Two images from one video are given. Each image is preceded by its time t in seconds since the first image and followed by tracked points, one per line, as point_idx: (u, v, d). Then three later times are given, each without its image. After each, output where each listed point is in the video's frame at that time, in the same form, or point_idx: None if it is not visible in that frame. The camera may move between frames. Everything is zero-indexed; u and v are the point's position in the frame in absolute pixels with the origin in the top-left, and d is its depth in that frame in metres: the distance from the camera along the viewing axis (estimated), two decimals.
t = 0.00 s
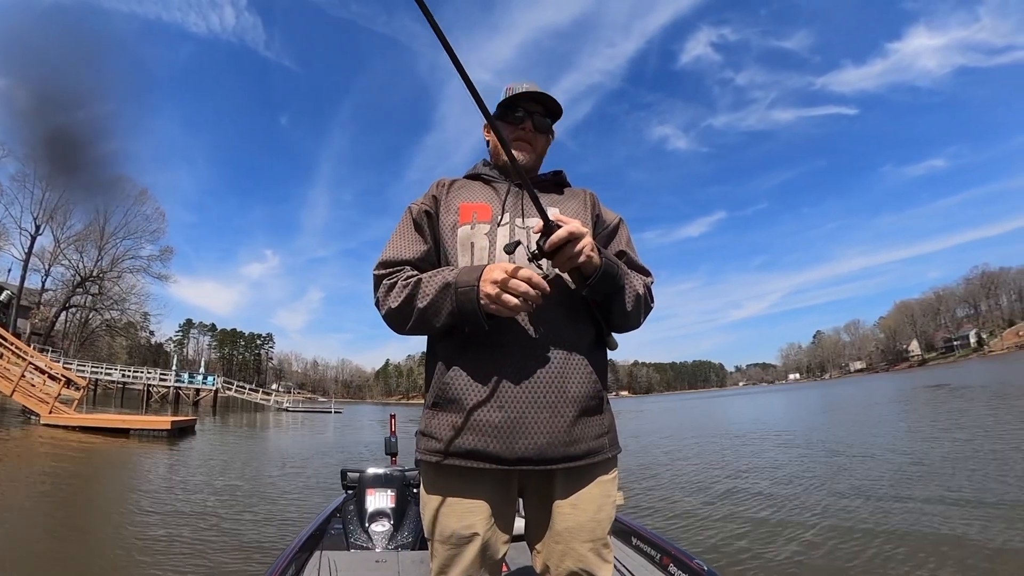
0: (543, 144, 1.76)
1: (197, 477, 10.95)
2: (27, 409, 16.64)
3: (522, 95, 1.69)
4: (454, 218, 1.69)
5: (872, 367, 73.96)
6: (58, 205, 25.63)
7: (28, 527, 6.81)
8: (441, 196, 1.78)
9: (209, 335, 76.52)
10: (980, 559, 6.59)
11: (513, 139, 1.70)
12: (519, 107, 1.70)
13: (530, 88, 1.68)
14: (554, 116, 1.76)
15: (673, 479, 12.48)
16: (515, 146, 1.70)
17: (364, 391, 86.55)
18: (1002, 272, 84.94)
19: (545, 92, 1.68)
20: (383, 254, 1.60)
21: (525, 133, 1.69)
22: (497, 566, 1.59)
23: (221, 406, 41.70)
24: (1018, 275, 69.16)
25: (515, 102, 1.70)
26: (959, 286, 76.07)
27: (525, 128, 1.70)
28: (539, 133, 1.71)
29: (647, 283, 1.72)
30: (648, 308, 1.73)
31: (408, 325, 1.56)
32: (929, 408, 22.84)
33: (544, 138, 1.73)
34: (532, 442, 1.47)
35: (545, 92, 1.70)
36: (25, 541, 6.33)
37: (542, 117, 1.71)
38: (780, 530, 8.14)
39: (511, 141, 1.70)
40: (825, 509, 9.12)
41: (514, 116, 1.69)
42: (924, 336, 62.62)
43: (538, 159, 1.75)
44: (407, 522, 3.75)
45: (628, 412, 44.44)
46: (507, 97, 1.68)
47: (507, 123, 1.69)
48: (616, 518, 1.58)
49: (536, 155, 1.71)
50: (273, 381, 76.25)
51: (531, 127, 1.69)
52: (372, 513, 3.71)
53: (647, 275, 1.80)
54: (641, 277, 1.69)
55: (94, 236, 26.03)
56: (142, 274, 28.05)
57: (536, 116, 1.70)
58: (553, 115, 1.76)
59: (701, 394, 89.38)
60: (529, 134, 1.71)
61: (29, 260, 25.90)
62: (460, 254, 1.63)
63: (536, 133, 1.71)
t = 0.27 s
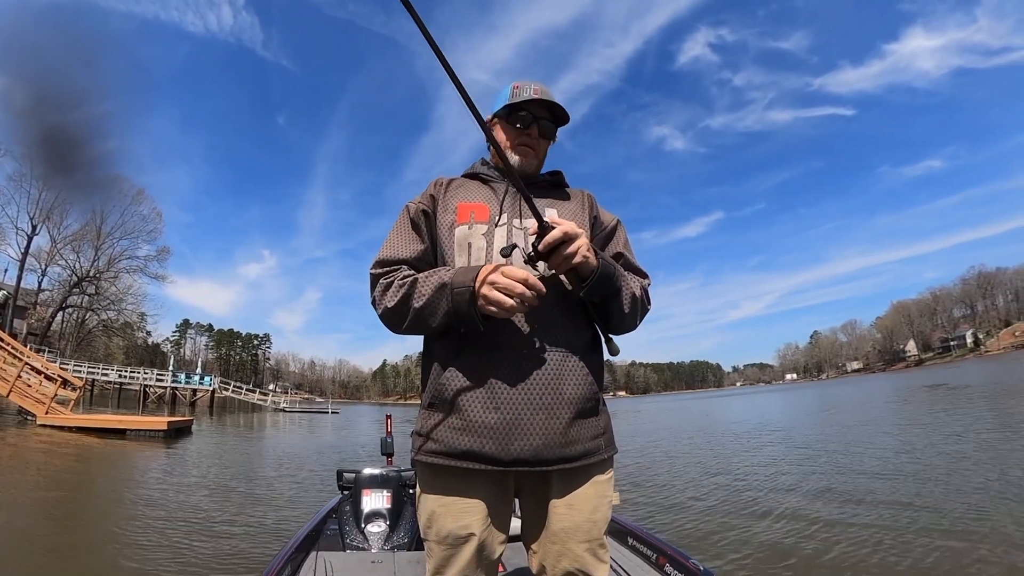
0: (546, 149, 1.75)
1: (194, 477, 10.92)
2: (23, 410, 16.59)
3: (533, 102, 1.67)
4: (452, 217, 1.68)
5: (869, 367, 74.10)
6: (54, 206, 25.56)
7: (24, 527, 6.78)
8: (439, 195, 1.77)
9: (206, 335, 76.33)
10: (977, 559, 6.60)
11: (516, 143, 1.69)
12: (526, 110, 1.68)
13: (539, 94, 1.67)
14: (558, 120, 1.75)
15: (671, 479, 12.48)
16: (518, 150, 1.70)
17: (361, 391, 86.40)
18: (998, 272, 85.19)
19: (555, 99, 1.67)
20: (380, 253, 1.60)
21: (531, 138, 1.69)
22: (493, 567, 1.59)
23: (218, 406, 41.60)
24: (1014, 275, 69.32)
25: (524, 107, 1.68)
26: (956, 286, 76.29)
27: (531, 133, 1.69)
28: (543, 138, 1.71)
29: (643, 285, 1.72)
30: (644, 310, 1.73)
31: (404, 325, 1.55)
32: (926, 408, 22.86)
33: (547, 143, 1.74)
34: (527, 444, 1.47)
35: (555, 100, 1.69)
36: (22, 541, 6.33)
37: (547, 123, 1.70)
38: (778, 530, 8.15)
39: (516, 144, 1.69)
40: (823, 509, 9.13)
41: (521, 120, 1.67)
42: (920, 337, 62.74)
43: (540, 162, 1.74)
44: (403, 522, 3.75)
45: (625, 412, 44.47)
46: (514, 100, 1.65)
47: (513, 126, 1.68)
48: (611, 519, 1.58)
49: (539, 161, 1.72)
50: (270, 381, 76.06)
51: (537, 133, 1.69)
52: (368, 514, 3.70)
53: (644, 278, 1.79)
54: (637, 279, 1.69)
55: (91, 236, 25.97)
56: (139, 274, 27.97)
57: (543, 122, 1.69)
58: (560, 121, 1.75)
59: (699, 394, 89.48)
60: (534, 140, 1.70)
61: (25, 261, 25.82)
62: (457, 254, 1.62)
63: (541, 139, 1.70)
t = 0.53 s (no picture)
0: (547, 149, 1.75)
1: (191, 478, 10.88)
2: (19, 410, 16.53)
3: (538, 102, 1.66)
4: (450, 217, 1.68)
5: (866, 367, 74.25)
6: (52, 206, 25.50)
7: (21, 528, 6.77)
8: (437, 194, 1.77)
9: (203, 335, 76.14)
10: (974, 559, 6.62)
11: (518, 144, 1.69)
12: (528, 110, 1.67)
13: (543, 94, 1.66)
14: (562, 123, 1.75)
15: (670, 479, 12.49)
16: (519, 151, 1.69)
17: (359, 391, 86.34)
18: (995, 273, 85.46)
19: (559, 102, 1.67)
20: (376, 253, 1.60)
21: (532, 140, 1.69)
22: (489, 567, 1.58)
23: (215, 406, 41.49)
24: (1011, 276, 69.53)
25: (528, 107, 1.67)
26: (953, 287, 76.47)
27: (533, 135, 1.69)
28: (545, 140, 1.71)
29: (640, 288, 1.71)
30: (641, 312, 1.71)
31: (401, 325, 1.55)
32: (923, 408, 22.91)
33: (548, 144, 1.73)
34: (523, 446, 1.47)
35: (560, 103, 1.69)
36: (20, 541, 6.32)
37: (550, 124, 1.70)
38: (775, 529, 8.17)
39: (518, 145, 1.69)
40: (821, 509, 9.15)
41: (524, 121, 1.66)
42: (917, 337, 62.87)
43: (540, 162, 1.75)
44: (400, 523, 3.74)
45: (623, 412, 44.50)
46: (516, 100, 1.64)
47: (515, 126, 1.67)
48: (607, 519, 1.58)
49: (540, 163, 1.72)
50: (268, 382, 75.92)
51: (539, 135, 1.68)
52: (364, 514, 3.69)
53: (642, 280, 1.78)
54: (633, 283, 1.68)
55: (88, 237, 25.91)
56: (136, 274, 27.90)
57: (545, 123, 1.69)
58: (562, 122, 1.75)
59: (696, 394, 89.67)
60: (535, 141, 1.70)
61: (22, 260, 25.73)
62: (454, 255, 1.62)
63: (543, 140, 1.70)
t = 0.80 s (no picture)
0: (552, 150, 1.75)
1: (188, 479, 10.85)
2: (15, 411, 16.47)
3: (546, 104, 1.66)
4: (452, 217, 1.68)
5: (863, 367, 74.36)
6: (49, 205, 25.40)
7: (18, 529, 6.75)
8: (439, 193, 1.77)
9: (201, 336, 75.94)
10: (972, 559, 6.63)
11: (523, 145, 1.69)
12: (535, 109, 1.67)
13: (549, 94, 1.66)
14: (568, 124, 1.74)
15: (668, 479, 12.49)
16: (524, 152, 1.69)
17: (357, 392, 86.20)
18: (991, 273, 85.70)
19: (564, 101, 1.67)
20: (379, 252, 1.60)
21: (538, 139, 1.68)
22: (488, 567, 1.59)
23: (212, 407, 41.39)
24: (1008, 276, 69.73)
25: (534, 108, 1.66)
26: (951, 287, 76.66)
27: (538, 135, 1.69)
28: (550, 139, 1.71)
29: (642, 290, 1.70)
30: (643, 314, 1.70)
31: (402, 325, 1.55)
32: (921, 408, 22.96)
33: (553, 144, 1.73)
34: (521, 447, 1.47)
35: (568, 105, 1.69)
36: (17, 542, 6.30)
37: (556, 125, 1.70)
38: (774, 529, 8.18)
39: (523, 144, 1.69)
40: (819, 509, 9.16)
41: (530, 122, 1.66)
42: (914, 337, 62.97)
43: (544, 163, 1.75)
44: (396, 523, 3.75)
45: (621, 412, 44.50)
46: (522, 101, 1.64)
47: (521, 125, 1.67)
48: (607, 519, 1.58)
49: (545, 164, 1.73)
50: (265, 382, 75.75)
51: (545, 134, 1.68)
52: (360, 515, 3.68)
53: (644, 282, 1.78)
54: (635, 284, 1.67)
55: (85, 237, 25.82)
56: (134, 275, 27.81)
57: (552, 123, 1.69)
58: (569, 123, 1.75)
59: (694, 394, 89.77)
60: (540, 141, 1.70)
61: (19, 260, 25.63)
62: (455, 256, 1.62)
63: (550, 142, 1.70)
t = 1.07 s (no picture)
0: (553, 143, 1.73)
1: (186, 480, 10.82)
2: (12, 412, 16.41)
3: (537, 90, 1.67)
4: (455, 219, 1.68)
5: (861, 367, 74.45)
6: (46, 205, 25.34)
7: (14, 530, 6.71)
8: (443, 194, 1.77)
9: (199, 336, 75.72)
10: (970, 559, 6.64)
11: (520, 135, 1.68)
12: (531, 102, 1.68)
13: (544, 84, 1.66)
14: (566, 114, 1.74)
15: (668, 480, 12.48)
16: (521, 141, 1.68)
17: (355, 392, 86.07)
18: (988, 273, 85.86)
19: (558, 88, 1.67)
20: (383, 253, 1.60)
21: (535, 129, 1.67)
22: (487, 567, 1.58)
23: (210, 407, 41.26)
24: (1005, 276, 69.85)
25: (527, 97, 1.68)
26: (948, 287, 76.80)
27: (535, 124, 1.68)
28: (548, 129, 1.69)
29: (646, 292, 1.69)
30: (646, 317, 1.69)
31: (406, 326, 1.56)
32: (918, 408, 22.98)
33: (554, 134, 1.70)
34: (521, 449, 1.47)
35: (557, 88, 1.68)
36: (13, 543, 6.26)
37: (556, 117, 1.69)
38: (772, 529, 8.19)
39: (520, 135, 1.68)
40: (818, 509, 9.16)
41: (524, 113, 1.67)
42: (912, 337, 62.99)
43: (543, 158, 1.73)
44: (393, 523, 3.74)
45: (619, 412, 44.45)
46: (520, 91, 1.65)
47: (520, 120, 1.68)
48: (606, 521, 1.57)
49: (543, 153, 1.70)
50: (263, 382, 75.60)
51: (542, 122, 1.67)
52: (357, 515, 3.68)
53: (649, 283, 1.76)
54: (639, 286, 1.66)
55: (83, 236, 25.74)
56: (131, 275, 27.74)
57: (547, 112, 1.68)
58: (565, 111, 1.73)
59: (692, 394, 89.83)
60: (538, 131, 1.68)
61: (16, 261, 25.56)
62: (458, 257, 1.62)
63: (545, 130, 1.68)
